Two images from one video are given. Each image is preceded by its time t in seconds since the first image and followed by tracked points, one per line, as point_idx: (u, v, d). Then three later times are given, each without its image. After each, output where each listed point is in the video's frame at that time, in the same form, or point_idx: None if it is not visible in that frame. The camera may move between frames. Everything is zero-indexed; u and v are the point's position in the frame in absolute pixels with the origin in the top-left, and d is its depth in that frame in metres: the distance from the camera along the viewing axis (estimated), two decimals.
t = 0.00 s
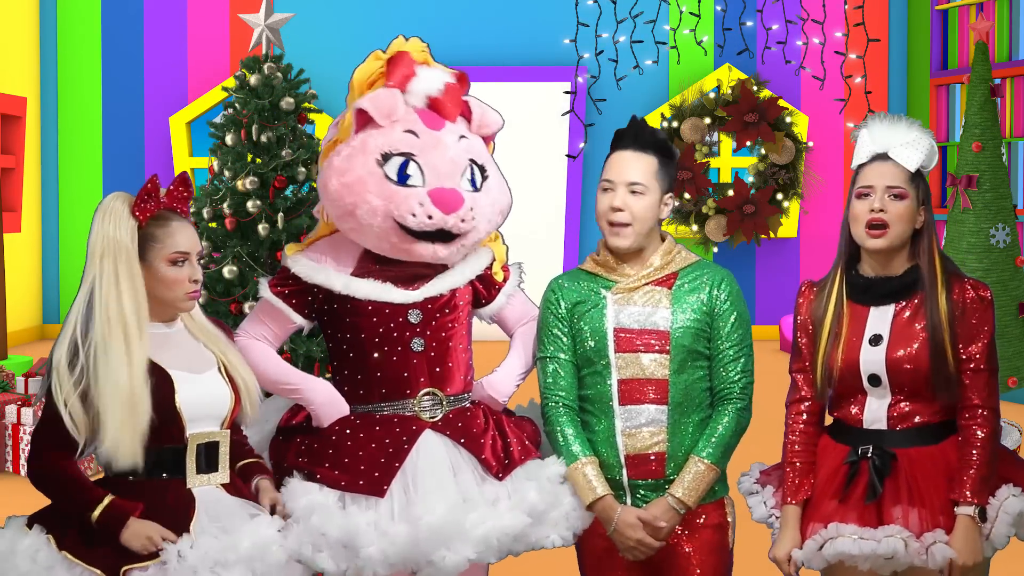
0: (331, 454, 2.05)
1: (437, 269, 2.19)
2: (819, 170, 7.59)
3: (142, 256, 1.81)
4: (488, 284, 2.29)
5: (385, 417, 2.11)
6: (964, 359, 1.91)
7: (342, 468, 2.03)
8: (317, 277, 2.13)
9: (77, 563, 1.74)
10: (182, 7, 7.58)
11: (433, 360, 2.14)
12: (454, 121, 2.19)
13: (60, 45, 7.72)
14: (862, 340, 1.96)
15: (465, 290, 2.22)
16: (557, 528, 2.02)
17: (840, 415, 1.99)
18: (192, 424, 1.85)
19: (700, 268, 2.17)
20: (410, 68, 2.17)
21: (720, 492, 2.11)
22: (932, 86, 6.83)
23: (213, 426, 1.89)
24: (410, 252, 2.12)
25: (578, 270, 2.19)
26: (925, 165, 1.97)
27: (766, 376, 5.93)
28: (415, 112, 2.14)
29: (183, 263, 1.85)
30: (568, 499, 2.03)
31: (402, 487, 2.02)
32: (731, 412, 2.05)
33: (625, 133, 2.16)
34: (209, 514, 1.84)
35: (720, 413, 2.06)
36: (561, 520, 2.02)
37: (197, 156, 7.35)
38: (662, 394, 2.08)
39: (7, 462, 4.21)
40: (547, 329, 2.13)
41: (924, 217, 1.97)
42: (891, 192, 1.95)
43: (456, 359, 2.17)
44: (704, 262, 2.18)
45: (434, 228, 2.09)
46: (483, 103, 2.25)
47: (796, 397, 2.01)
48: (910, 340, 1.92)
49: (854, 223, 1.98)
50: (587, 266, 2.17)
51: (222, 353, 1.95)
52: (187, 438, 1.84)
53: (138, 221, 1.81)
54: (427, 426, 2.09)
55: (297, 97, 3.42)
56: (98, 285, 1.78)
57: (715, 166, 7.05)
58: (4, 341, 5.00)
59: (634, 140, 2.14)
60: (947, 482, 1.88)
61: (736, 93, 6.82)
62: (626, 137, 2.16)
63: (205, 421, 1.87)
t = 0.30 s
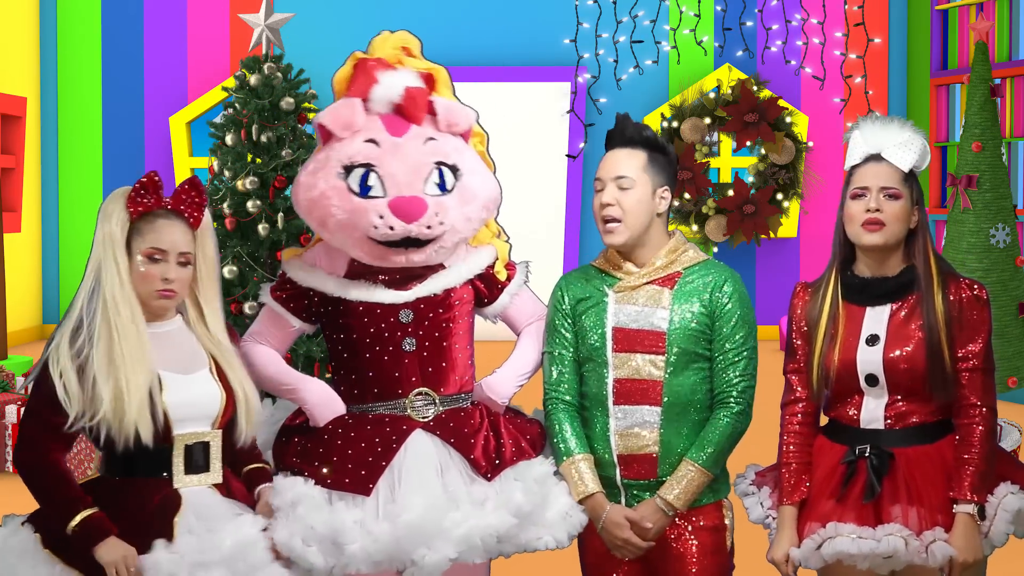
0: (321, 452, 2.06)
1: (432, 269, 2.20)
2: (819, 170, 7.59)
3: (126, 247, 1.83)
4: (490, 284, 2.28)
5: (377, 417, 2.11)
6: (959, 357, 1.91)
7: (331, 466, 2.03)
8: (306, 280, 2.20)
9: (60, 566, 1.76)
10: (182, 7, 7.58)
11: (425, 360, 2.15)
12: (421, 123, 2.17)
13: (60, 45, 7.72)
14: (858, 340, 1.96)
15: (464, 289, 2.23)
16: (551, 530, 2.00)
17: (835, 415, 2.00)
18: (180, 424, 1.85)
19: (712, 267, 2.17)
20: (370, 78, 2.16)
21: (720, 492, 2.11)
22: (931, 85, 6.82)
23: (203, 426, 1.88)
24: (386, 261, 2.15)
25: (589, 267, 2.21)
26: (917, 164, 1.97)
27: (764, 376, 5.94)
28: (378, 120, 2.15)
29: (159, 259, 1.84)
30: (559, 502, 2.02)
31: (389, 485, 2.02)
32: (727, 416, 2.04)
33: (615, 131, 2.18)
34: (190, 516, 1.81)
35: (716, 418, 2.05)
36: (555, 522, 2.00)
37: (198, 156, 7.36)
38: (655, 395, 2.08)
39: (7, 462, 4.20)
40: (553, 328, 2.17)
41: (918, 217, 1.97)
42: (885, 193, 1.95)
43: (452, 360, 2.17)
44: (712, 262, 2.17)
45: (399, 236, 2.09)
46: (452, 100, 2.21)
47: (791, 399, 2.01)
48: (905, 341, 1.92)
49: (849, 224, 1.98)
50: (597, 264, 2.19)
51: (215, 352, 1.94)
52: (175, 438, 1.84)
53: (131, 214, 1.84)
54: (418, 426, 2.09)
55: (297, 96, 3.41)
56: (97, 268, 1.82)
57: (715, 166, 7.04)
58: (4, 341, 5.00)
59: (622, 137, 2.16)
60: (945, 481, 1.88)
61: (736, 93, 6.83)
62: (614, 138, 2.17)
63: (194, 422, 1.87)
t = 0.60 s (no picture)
0: (318, 451, 2.09)
1: (430, 269, 2.20)
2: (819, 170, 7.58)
3: (108, 251, 1.90)
4: (492, 285, 2.28)
5: (377, 416, 2.12)
6: (952, 356, 1.91)
7: (328, 465, 2.05)
8: (310, 281, 2.21)
9: (29, 557, 1.84)
10: (182, 7, 7.58)
11: (424, 360, 2.15)
12: (383, 121, 2.17)
13: (60, 45, 7.73)
14: (851, 341, 1.96)
15: (465, 289, 2.23)
16: (547, 532, 1.99)
17: (829, 416, 1.99)
18: (145, 424, 1.90)
19: (703, 268, 2.16)
20: (321, 90, 2.17)
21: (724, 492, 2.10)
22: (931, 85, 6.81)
23: (173, 429, 1.91)
24: (380, 263, 2.15)
25: (579, 272, 2.20)
26: (903, 163, 1.97)
27: (763, 377, 5.93)
28: (341, 128, 2.16)
29: (135, 264, 1.90)
30: (561, 502, 2.01)
31: (384, 485, 2.03)
32: (729, 420, 2.04)
33: (634, 132, 2.18)
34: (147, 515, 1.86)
35: (718, 422, 2.05)
36: (552, 524, 2.00)
37: (197, 156, 7.35)
38: (656, 403, 2.07)
39: (7, 462, 4.20)
40: (547, 335, 2.16)
41: (907, 217, 1.97)
42: (878, 189, 1.95)
43: (450, 360, 2.17)
44: (705, 262, 2.17)
45: (387, 236, 2.10)
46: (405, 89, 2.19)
47: (785, 399, 2.00)
48: (899, 341, 1.92)
49: (839, 222, 1.97)
50: (588, 269, 2.18)
51: (198, 355, 1.94)
52: (140, 438, 1.89)
53: (113, 219, 1.91)
54: (416, 426, 2.10)
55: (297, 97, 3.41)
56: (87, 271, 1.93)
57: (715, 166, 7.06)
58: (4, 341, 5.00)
59: (644, 139, 2.15)
60: (940, 481, 1.88)
61: (736, 93, 6.83)
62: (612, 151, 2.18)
63: (162, 424, 1.91)
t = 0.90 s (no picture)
0: (320, 451, 2.09)
1: (429, 268, 2.20)
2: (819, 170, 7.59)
3: (123, 253, 1.88)
4: (490, 284, 2.28)
5: (376, 416, 2.12)
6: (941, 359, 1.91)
7: (331, 464, 2.07)
8: (306, 282, 2.22)
9: None
10: (182, 7, 7.58)
11: (423, 360, 2.15)
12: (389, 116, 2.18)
13: (60, 45, 7.73)
14: (841, 344, 1.96)
15: (463, 289, 2.22)
16: (546, 530, 1.99)
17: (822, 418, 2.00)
18: (136, 425, 1.88)
19: (696, 265, 2.17)
20: (330, 84, 2.17)
21: (727, 492, 2.10)
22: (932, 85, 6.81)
23: (162, 430, 1.89)
24: (380, 258, 2.15)
25: (571, 274, 2.18)
26: (882, 163, 1.98)
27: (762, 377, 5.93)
28: (347, 122, 2.16)
29: (162, 265, 1.89)
30: (562, 499, 2.01)
31: (387, 486, 2.04)
32: (734, 409, 2.05)
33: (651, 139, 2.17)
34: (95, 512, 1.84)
35: (723, 412, 2.06)
36: (551, 521, 2.00)
37: (198, 156, 7.35)
38: (665, 398, 2.07)
39: (7, 462, 4.20)
40: (543, 335, 2.14)
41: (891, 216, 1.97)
42: (860, 189, 1.95)
43: (450, 360, 2.17)
44: (700, 259, 2.18)
45: (389, 232, 2.11)
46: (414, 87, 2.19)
47: (776, 401, 2.00)
48: (887, 343, 1.93)
49: (826, 227, 1.97)
50: (580, 270, 2.17)
51: (191, 356, 1.91)
52: (129, 437, 1.87)
53: (125, 223, 1.88)
54: (416, 426, 2.09)
55: (297, 96, 3.41)
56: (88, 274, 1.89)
57: (715, 166, 7.07)
58: (5, 341, 5.00)
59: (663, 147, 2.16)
60: (933, 484, 1.88)
61: (736, 93, 6.80)
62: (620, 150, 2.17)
63: (151, 424, 1.88)
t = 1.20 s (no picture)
0: (324, 452, 2.08)
1: (430, 269, 2.20)
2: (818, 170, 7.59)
3: (131, 251, 1.84)
4: (488, 284, 2.29)
5: (380, 416, 2.12)
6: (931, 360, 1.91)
7: (337, 467, 2.04)
8: (306, 281, 2.20)
9: None
10: (182, 7, 7.58)
11: (427, 359, 2.16)
12: (406, 114, 2.18)
13: (60, 45, 7.74)
14: (827, 349, 1.95)
15: (463, 289, 2.23)
16: (551, 527, 2.00)
17: (812, 419, 2.00)
18: (144, 429, 1.84)
19: (695, 265, 2.18)
20: (349, 78, 2.17)
21: (726, 491, 2.11)
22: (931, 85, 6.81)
23: (170, 433, 1.85)
24: (392, 254, 2.14)
25: (571, 274, 2.18)
26: (868, 160, 1.97)
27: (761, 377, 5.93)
28: (363, 117, 2.15)
29: (175, 258, 1.85)
30: (566, 497, 2.02)
31: (394, 488, 2.03)
32: (734, 407, 2.06)
33: (653, 138, 2.16)
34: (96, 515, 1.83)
35: (723, 409, 2.07)
36: (555, 518, 2.00)
37: (197, 156, 7.35)
38: (664, 396, 2.07)
39: (7, 462, 4.20)
40: (542, 334, 2.13)
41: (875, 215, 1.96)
42: (847, 186, 1.94)
43: (452, 359, 2.18)
44: (698, 259, 2.19)
45: (407, 227, 2.11)
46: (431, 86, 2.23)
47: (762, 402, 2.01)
48: (872, 343, 1.92)
49: (809, 224, 1.96)
50: (580, 270, 2.17)
51: (201, 358, 1.87)
52: (138, 442, 1.83)
53: (133, 220, 1.85)
54: (421, 425, 2.10)
55: (297, 96, 3.41)
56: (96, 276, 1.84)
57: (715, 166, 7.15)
58: (4, 341, 5.00)
59: (663, 149, 2.15)
60: (923, 483, 1.88)
61: (737, 93, 6.76)
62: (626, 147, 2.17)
63: (160, 428, 1.84)
